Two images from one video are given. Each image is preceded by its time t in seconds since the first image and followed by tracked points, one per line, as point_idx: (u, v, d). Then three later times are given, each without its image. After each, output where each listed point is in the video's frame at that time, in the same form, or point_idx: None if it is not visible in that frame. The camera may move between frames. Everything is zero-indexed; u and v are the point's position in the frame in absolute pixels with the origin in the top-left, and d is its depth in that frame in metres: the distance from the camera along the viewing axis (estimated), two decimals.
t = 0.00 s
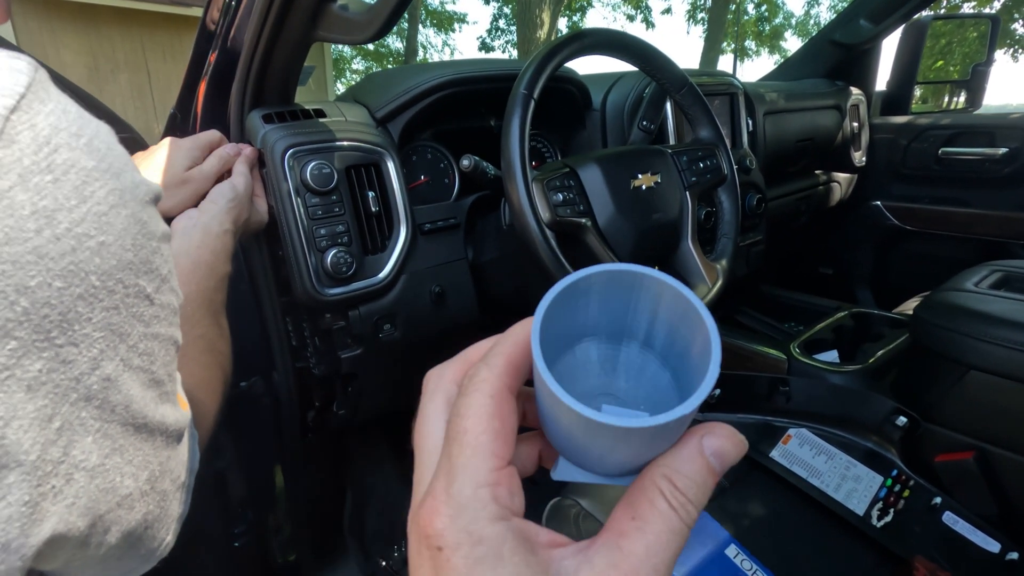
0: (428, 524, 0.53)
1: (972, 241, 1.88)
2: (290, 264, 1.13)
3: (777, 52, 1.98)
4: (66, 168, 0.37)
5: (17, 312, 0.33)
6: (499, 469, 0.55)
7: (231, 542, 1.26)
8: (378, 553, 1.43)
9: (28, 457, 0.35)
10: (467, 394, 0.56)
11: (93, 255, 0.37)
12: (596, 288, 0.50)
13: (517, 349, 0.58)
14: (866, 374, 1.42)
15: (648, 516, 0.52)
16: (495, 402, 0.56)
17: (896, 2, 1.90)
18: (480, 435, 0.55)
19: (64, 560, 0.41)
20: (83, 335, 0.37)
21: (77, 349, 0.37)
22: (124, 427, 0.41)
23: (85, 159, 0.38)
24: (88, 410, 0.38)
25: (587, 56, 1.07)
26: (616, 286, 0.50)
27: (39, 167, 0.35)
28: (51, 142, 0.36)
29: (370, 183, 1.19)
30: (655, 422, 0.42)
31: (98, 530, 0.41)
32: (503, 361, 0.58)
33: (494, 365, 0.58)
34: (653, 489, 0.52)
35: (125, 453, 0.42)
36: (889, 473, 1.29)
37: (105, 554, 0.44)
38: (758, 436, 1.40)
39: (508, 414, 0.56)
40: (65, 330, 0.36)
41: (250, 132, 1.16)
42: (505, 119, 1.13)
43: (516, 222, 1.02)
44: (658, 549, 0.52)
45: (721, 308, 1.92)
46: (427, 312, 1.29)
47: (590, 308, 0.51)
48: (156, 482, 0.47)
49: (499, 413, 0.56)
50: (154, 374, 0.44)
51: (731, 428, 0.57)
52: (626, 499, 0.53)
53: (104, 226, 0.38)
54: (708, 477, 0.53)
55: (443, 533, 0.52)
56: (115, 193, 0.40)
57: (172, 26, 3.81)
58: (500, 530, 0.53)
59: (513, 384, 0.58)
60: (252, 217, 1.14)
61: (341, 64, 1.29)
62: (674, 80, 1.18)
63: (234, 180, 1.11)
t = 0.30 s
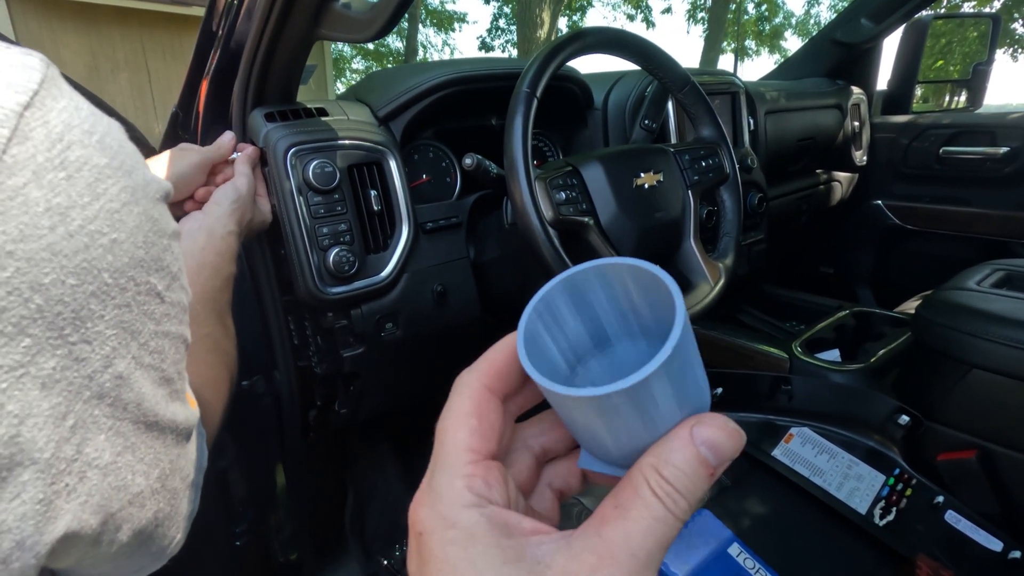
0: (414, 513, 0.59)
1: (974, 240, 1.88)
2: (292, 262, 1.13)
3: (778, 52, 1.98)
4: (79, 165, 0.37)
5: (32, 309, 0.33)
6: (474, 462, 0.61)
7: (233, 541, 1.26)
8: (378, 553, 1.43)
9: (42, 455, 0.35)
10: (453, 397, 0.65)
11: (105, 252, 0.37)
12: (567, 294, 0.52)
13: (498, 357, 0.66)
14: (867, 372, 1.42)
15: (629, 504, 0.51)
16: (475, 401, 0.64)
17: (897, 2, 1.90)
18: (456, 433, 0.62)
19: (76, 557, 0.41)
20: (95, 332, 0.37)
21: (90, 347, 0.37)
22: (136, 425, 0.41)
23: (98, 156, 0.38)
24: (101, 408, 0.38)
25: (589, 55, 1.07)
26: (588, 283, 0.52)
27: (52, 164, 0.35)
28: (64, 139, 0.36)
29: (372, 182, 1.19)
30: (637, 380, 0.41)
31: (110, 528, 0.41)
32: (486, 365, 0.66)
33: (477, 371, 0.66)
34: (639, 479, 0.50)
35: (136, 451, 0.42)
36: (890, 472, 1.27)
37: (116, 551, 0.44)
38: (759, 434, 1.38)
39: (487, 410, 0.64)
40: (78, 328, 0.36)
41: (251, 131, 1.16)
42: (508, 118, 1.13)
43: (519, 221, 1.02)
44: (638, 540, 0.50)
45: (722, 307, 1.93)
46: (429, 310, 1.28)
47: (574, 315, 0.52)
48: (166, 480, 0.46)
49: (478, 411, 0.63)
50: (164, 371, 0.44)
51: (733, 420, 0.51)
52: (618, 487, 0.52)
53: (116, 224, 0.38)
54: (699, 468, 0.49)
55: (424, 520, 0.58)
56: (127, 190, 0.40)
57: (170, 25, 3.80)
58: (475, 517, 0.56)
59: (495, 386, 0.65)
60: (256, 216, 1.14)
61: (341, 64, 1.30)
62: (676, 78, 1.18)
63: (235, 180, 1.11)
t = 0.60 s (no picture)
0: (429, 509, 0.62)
1: (972, 240, 1.89)
2: (291, 263, 1.13)
3: (777, 52, 1.98)
4: (77, 168, 0.36)
5: (30, 312, 0.33)
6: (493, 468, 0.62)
7: (233, 543, 1.26)
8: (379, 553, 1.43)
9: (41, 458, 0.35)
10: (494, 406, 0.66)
11: (104, 256, 0.37)
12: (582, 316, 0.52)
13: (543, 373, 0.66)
14: (867, 374, 1.41)
15: (626, 520, 0.50)
16: (510, 414, 0.64)
17: (896, 3, 1.90)
18: (485, 439, 0.64)
19: (76, 560, 0.41)
20: (95, 335, 0.37)
21: (89, 350, 0.36)
22: (136, 429, 0.41)
23: (96, 159, 0.37)
24: (101, 412, 0.38)
25: (589, 56, 1.07)
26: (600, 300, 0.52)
27: (49, 168, 0.35)
28: (63, 142, 0.36)
29: (371, 183, 1.19)
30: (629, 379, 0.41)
31: (109, 531, 0.41)
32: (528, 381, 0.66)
33: (520, 384, 0.66)
34: (641, 494, 0.50)
35: (136, 455, 0.42)
36: (890, 473, 1.28)
37: (116, 555, 0.44)
38: (759, 436, 1.40)
39: (519, 422, 0.64)
40: (77, 331, 0.36)
41: (251, 132, 1.16)
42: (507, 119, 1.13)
43: (518, 222, 1.02)
44: (631, 556, 0.49)
45: (721, 307, 1.93)
46: (428, 312, 1.29)
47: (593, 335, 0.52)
48: (167, 484, 0.46)
49: (511, 421, 0.64)
50: (165, 375, 0.43)
51: (745, 440, 0.49)
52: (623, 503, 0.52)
53: (115, 227, 0.37)
54: (702, 487, 0.48)
55: (434, 515, 0.60)
56: (126, 193, 0.39)
57: (166, 23, 3.80)
58: (482, 518, 0.57)
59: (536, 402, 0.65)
60: (257, 217, 1.14)
61: (340, 65, 1.28)
62: (675, 80, 1.18)
63: (234, 183, 1.12)
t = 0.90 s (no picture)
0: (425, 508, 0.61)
1: (973, 241, 1.89)
2: (290, 263, 1.13)
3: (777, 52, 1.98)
4: (67, 160, 0.36)
5: (20, 304, 0.34)
6: (490, 468, 0.62)
7: (232, 543, 1.26)
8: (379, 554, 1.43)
9: (34, 451, 0.35)
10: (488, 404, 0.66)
11: (95, 247, 0.37)
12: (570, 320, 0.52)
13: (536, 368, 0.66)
14: (867, 374, 1.42)
15: (619, 516, 0.51)
16: (504, 411, 0.64)
17: (896, 3, 1.90)
18: (480, 439, 0.63)
19: (72, 555, 0.41)
20: (87, 328, 0.37)
21: (82, 343, 0.37)
22: (133, 422, 0.41)
23: (86, 150, 0.37)
24: (96, 405, 0.38)
25: (589, 56, 1.07)
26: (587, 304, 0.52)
27: (40, 157, 0.35)
28: (52, 133, 0.36)
29: (371, 183, 1.19)
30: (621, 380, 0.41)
31: (104, 525, 0.41)
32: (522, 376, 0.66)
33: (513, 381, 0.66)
34: (631, 489, 0.50)
35: (133, 449, 0.41)
36: (890, 473, 1.28)
37: (114, 549, 0.44)
38: (760, 437, 1.40)
39: (513, 419, 0.64)
40: (69, 323, 0.36)
41: (250, 132, 1.16)
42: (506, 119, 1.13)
43: (517, 222, 1.02)
44: (626, 552, 0.50)
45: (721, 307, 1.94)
46: (427, 312, 1.29)
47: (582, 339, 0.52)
48: (164, 478, 0.46)
49: (504, 418, 0.64)
50: (160, 368, 0.43)
51: (733, 436, 0.49)
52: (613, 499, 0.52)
53: (106, 218, 0.38)
54: (691, 483, 0.48)
55: (430, 514, 0.60)
56: (117, 184, 0.39)
57: (166, 24, 3.80)
58: (478, 516, 0.57)
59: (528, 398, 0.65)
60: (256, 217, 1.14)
61: (340, 65, 1.29)
62: (674, 80, 1.18)
63: (233, 181, 1.11)
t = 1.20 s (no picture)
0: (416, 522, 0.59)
1: (971, 242, 1.90)
2: (292, 264, 1.14)
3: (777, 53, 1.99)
4: (65, 168, 0.39)
5: (20, 310, 0.35)
6: (479, 473, 0.61)
7: (233, 542, 1.27)
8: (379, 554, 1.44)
9: (33, 454, 0.36)
10: (464, 401, 0.65)
11: (92, 253, 0.39)
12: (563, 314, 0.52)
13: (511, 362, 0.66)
14: (866, 373, 1.43)
15: (630, 524, 0.51)
16: (484, 409, 0.63)
17: (896, 4, 1.91)
18: (464, 441, 0.62)
19: (70, 557, 0.42)
20: (86, 332, 0.38)
21: (82, 347, 0.38)
22: (133, 425, 0.42)
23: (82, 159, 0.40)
24: (96, 408, 0.39)
25: (588, 59, 1.08)
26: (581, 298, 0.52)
27: (36, 167, 0.37)
28: (48, 143, 0.38)
29: (371, 185, 1.20)
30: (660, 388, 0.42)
31: (102, 527, 0.42)
32: (497, 371, 0.65)
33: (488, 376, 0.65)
34: (640, 496, 0.50)
35: (133, 451, 0.43)
36: (886, 473, 1.28)
37: (112, 550, 0.45)
38: (758, 436, 1.40)
39: (495, 417, 0.63)
40: (68, 328, 0.37)
41: (252, 134, 1.17)
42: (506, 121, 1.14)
43: (517, 224, 1.03)
44: (637, 559, 0.50)
45: (720, 308, 1.95)
46: (428, 313, 1.29)
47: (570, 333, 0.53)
48: (165, 480, 0.47)
49: (486, 418, 0.63)
50: (160, 371, 0.45)
51: (738, 439, 0.51)
52: (617, 503, 0.53)
53: (103, 224, 0.40)
54: (701, 489, 0.50)
55: (423, 529, 0.58)
56: (114, 191, 0.41)
57: (165, 26, 3.80)
58: (476, 529, 0.56)
59: (505, 395, 0.65)
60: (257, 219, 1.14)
61: (340, 65, 1.26)
62: (674, 82, 1.19)
63: (235, 186, 1.12)
